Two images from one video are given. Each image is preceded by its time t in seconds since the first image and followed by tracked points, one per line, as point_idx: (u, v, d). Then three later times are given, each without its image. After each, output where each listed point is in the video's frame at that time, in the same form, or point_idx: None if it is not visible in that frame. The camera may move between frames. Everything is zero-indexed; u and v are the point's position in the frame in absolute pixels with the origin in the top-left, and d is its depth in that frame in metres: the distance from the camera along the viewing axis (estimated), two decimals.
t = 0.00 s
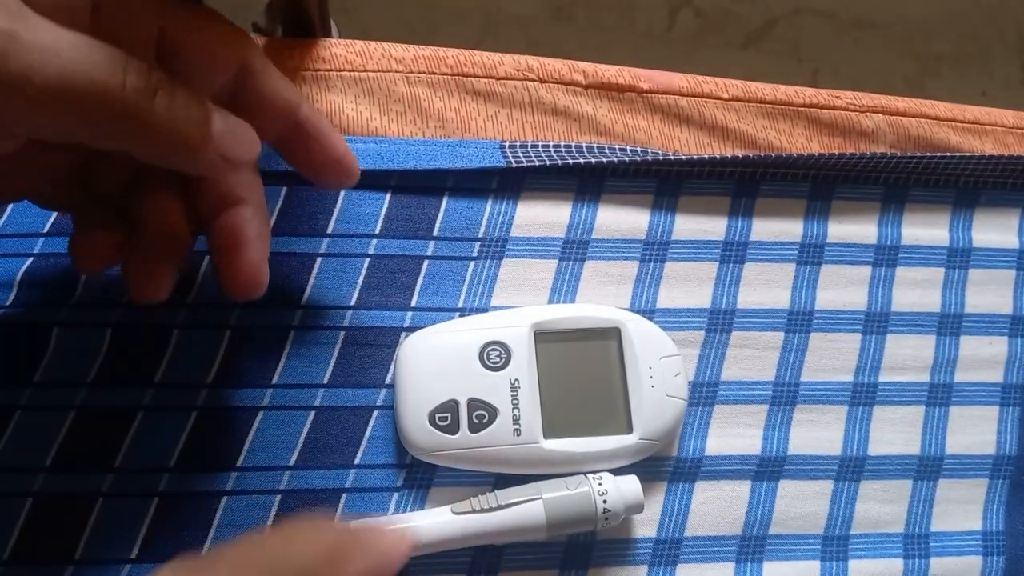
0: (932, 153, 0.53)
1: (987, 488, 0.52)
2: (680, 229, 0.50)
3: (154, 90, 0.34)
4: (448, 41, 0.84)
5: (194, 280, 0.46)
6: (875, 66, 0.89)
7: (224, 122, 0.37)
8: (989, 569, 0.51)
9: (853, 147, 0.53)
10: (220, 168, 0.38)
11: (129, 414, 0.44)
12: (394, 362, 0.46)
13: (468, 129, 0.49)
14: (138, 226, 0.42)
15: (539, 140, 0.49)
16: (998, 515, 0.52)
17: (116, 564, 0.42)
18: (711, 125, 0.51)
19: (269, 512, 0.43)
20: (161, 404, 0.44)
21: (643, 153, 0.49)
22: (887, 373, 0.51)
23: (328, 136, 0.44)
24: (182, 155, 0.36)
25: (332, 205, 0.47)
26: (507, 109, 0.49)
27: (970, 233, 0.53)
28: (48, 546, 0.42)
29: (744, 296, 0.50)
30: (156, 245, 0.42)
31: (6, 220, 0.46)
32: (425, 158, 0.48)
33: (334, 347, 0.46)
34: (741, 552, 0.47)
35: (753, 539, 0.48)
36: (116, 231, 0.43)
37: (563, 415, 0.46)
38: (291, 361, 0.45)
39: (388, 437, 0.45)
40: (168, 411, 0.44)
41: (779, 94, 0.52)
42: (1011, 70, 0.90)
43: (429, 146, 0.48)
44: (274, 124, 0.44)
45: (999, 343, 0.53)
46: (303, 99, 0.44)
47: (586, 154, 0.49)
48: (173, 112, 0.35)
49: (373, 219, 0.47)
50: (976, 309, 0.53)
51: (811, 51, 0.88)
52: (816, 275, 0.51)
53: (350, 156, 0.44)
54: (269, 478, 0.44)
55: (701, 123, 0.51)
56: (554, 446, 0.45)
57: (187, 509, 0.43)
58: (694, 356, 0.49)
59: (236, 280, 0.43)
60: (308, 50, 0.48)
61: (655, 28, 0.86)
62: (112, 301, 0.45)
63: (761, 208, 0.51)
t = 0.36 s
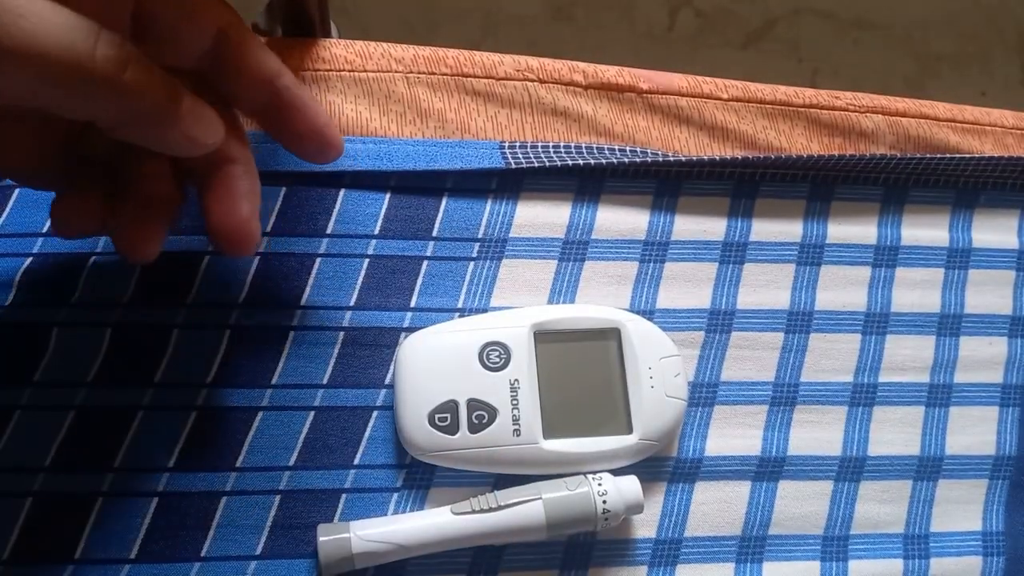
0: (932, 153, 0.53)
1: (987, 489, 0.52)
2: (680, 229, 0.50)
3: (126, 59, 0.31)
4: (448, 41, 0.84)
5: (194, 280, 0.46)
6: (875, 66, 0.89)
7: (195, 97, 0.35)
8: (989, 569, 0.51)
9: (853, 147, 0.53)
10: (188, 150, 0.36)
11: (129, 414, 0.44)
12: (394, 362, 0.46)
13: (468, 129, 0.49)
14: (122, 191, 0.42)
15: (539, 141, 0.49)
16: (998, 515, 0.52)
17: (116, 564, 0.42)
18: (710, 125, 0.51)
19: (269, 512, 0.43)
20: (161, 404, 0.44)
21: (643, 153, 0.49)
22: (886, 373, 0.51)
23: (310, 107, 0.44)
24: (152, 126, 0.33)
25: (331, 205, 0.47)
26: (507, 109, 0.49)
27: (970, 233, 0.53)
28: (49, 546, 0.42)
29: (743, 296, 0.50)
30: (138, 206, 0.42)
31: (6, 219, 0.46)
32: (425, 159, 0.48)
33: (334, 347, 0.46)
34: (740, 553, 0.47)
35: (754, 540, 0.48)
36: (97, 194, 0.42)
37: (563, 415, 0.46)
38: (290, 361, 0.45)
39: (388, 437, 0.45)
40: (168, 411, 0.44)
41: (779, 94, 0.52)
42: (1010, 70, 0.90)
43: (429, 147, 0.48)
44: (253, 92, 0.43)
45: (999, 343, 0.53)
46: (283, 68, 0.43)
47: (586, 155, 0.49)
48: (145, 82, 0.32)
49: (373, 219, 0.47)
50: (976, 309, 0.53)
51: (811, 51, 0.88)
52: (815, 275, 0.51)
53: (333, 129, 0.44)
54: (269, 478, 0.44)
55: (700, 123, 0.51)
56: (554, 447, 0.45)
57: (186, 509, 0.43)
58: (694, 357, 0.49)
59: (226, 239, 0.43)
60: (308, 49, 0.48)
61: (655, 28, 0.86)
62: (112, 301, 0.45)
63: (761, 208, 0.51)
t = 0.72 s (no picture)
0: (932, 153, 0.53)
1: (987, 489, 0.52)
2: (680, 229, 0.50)
3: (65, 60, 0.28)
4: (448, 42, 0.84)
5: (194, 279, 0.45)
6: (875, 67, 0.89)
7: (145, 102, 0.32)
8: (989, 569, 0.51)
9: (853, 147, 0.53)
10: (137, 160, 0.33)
11: (129, 414, 0.44)
12: (394, 362, 0.46)
13: (468, 129, 0.49)
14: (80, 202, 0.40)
15: (539, 140, 0.49)
16: (998, 515, 0.52)
17: (116, 564, 0.42)
18: (710, 124, 0.51)
19: (269, 513, 0.43)
20: (160, 404, 0.44)
21: (643, 153, 0.49)
22: (887, 373, 0.51)
23: (272, 134, 0.42)
24: (91, 134, 0.31)
25: (331, 205, 0.47)
26: (507, 109, 0.49)
27: (970, 233, 0.53)
28: (48, 546, 0.42)
29: (743, 296, 0.50)
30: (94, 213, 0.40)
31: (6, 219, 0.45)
32: (425, 159, 0.48)
33: (334, 347, 0.46)
34: (741, 553, 0.47)
35: (754, 539, 0.48)
36: (48, 201, 0.40)
37: (563, 415, 0.46)
38: (290, 361, 0.45)
39: (388, 437, 0.45)
40: (168, 411, 0.44)
41: (780, 93, 0.52)
42: (1010, 70, 0.90)
43: (429, 146, 0.48)
44: (211, 106, 0.41)
45: (999, 342, 0.53)
46: (250, 90, 0.41)
47: (586, 154, 0.49)
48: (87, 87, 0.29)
49: (372, 219, 0.47)
50: (976, 309, 0.53)
51: (811, 51, 0.88)
52: (815, 275, 0.51)
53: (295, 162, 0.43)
54: (269, 478, 0.44)
55: (701, 123, 0.51)
56: (555, 446, 0.45)
57: (186, 509, 0.43)
58: (694, 356, 0.49)
59: (172, 255, 0.40)
60: (308, 49, 0.48)
61: (655, 28, 0.86)
62: (112, 301, 0.45)
63: (760, 208, 0.51)
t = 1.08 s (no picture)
0: (933, 153, 0.53)
1: (987, 489, 0.52)
2: (680, 229, 0.50)
3: None
4: (449, 42, 0.84)
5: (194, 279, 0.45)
6: (875, 67, 0.89)
7: None
8: (989, 569, 0.51)
9: (855, 147, 0.52)
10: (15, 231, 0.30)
11: (130, 414, 0.44)
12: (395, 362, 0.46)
13: (468, 129, 0.49)
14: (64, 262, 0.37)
15: (539, 140, 0.49)
16: (998, 515, 0.51)
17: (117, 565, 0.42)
18: (711, 125, 0.51)
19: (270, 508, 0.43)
20: (160, 405, 0.44)
21: (643, 153, 0.49)
22: (887, 373, 0.51)
23: (272, 166, 0.35)
24: None
25: (332, 205, 0.47)
26: (508, 109, 0.49)
27: (970, 233, 0.53)
28: (48, 546, 0.42)
29: (744, 296, 0.50)
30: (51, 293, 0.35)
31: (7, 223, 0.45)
32: (426, 159, 0.48)
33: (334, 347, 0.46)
34: (741, 553, 0.47)
35: (754, 540, 0.48)
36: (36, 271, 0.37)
37: (563, 415, 0.46)
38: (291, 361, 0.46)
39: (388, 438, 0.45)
40: (168, 411, 0.44)
41: (780, 93, 0.52)
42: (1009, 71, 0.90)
43: (430, 146, 0.48)
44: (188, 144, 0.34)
45: (999, 343, 0.53)
46: (238, 119, 0.34)
47: (586, 155, 0.49)
48: None
49: (373, 219, 0.47)
50: (976, 309, 0.53)
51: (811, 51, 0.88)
52: (816, 275, 0.51)
53: (313, 208, 0.35)
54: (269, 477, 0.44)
55: (702, 122, 0.51)
56: (556, 446, 0.45)
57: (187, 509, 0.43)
58: (695, 357, 0.49)
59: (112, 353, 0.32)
60: (308, 49, 0.48)
61: (655, 29, 0.86)
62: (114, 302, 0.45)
63: (761, 208, 0.51)
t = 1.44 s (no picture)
0: (933, 153, 0.53)
1: (987, 489, 0.52)
2: (680, 229, 0.50)
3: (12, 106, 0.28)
4: (448, 41, 0.83)
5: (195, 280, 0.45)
6: (875, 67, 0.89)
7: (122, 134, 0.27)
8: (991, 569, 0.51)
9: (855, 147, 0.52)
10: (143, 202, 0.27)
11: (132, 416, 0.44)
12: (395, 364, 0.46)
13: (468, 129, 0.49)
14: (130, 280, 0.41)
15: (540, 140, 0.49)
16: (998, 516, 0.52)
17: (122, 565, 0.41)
18: (711, 125, 0.51)
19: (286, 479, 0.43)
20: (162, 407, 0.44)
21: (643, 153, 0.49)
22: (887, 374, 0.51)
23: (387, 178, 0.36)
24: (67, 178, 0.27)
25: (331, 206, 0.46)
26: (508, 109, 0.50)
27: (971, 233, 0.53)
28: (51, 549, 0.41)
29: (744, 296, 0.50)
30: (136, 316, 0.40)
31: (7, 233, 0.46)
32: (426, 159, 0.47)
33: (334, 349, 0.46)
34: (742, 553, 0.47)
35: (754, 540, 0.48)
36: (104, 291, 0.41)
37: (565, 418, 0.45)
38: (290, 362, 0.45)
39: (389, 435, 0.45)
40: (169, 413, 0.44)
41: (780, 94, 0.52)
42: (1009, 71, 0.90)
43: (430, 146, 0.47)
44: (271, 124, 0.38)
45: (1000, 343, 0.53)
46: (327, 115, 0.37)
47: (586, 155, 0.49)
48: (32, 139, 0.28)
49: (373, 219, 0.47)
50: (976, 309, 0.53)
51: (811, 51, 0.88)
52: (816, 275, 0.51)
53: (430, 215, 0.37)
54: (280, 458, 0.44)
55: (702, 123, 0.51)
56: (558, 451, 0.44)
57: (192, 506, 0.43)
58: (696, 357, 0.49)
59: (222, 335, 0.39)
60: (308, 50, 0.48)
61: (655, 29, 0.86)
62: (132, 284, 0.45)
63: (761, 209, 0.51)
